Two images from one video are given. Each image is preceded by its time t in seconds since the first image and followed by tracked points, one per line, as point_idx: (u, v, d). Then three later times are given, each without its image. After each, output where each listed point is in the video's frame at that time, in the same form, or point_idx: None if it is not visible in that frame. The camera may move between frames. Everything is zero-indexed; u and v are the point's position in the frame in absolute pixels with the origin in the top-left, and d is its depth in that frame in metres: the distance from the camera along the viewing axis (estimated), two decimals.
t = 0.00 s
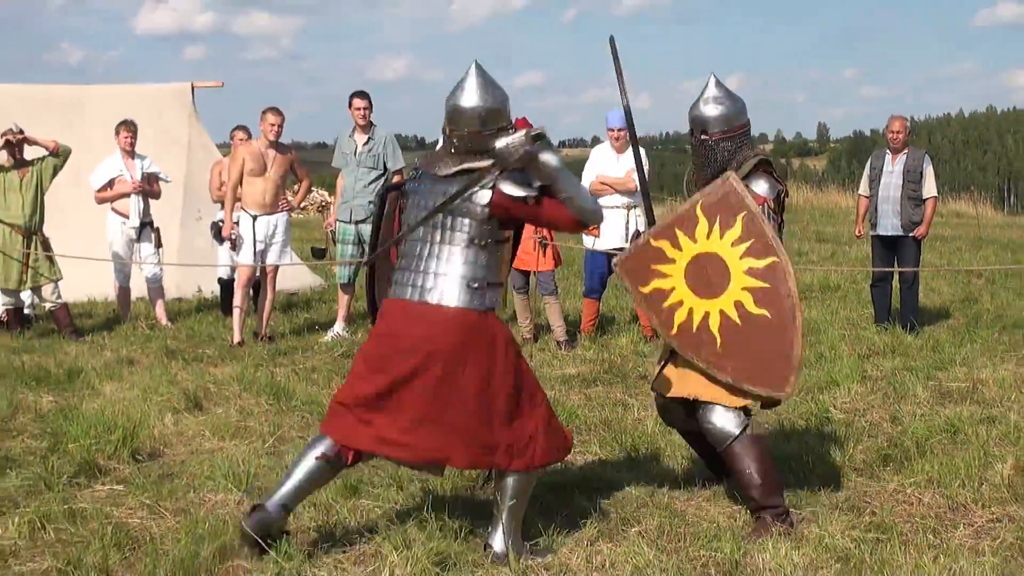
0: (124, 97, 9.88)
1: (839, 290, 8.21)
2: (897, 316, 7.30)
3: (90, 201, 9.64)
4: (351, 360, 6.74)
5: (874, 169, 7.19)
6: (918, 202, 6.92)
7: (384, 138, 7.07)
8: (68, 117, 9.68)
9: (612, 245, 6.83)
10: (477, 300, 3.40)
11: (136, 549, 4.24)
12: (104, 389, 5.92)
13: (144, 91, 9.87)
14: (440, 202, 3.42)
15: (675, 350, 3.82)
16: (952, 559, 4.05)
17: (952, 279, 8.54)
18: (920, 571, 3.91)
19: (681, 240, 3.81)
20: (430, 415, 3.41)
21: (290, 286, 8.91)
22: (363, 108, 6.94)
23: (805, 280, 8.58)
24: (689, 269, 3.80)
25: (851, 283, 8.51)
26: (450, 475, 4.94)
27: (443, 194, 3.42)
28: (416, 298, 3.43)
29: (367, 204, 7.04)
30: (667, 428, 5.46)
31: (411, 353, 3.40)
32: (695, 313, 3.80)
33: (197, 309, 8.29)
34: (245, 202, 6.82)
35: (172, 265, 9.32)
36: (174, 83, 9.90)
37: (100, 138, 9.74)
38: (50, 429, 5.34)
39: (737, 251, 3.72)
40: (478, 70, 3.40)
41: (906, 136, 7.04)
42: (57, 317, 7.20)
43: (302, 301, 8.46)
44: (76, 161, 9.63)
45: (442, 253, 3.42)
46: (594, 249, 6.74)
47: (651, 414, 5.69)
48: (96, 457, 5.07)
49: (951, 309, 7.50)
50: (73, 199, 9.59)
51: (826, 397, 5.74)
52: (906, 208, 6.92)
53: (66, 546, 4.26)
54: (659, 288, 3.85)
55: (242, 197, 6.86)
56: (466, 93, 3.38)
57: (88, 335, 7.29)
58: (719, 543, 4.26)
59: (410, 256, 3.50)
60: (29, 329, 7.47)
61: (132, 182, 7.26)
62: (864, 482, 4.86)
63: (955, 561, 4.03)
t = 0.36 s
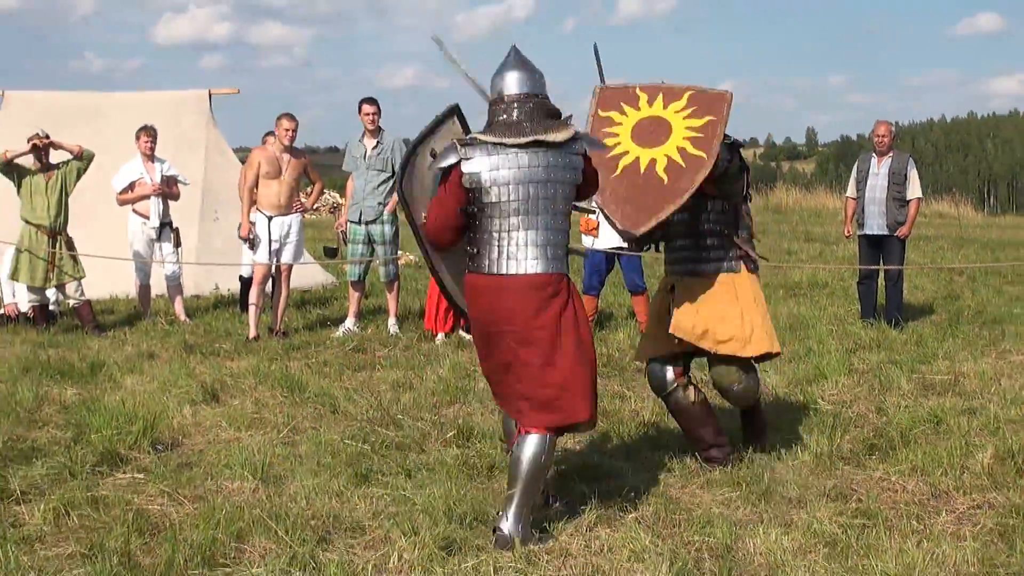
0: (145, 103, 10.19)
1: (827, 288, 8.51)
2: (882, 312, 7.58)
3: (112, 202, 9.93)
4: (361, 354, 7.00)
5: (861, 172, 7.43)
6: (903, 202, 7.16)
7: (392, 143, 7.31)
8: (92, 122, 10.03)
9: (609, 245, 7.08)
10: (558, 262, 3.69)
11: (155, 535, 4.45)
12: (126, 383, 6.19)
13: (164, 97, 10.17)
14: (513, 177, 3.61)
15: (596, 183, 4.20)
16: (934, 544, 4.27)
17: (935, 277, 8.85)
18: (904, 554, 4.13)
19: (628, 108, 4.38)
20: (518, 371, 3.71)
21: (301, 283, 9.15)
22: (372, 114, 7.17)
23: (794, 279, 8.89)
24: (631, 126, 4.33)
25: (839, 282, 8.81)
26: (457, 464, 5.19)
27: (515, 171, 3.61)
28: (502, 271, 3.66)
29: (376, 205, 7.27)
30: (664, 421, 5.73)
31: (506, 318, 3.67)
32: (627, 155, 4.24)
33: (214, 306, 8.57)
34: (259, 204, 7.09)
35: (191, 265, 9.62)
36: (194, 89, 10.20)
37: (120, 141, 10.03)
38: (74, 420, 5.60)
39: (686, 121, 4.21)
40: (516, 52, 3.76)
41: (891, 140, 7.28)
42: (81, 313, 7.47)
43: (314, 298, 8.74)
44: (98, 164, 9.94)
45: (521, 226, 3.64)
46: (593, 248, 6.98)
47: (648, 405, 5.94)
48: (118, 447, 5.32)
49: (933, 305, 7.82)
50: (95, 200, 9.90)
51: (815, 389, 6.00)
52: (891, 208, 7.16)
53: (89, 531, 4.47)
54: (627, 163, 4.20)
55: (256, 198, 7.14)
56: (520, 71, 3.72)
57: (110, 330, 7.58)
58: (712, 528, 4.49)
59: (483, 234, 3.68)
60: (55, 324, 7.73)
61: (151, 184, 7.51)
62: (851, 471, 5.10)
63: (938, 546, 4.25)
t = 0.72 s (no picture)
0: (156, 108, 10.44)
1: (811, 287, 8.84)
2: (865, 309, 7.86)
3: (123, 204, 10.14)
4: (365, 349, 7.24)
5: (843, 174, 7.67)
6: (884, 204, 7.41)
7: (395, 147, 7.55)
8: (105, 126, 10.28)
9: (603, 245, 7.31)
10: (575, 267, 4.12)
11: (169, 523, 4.67)
12: (139, 378, 6.44)
13: (175, 104, 10.44)
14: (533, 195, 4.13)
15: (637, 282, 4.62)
16: (914, 531, 4.48)
17: (917, 276, 9.16)
18: (885, 541, 4.33)
19: (646, 192, 4.61)
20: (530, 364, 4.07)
21: (306, 282, 9.37)
22: (375, 119, 7.39)
23: (780, 278, 9.20)
24: (653, 215, 4.63)
25: (824, 280, 9.12)
26: (457, 455, 5.42)
27: (539, 190, 4.13)
28: (522, 274, 4.09)
29: (380, 206, 7.50)
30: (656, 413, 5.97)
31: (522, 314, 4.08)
32: (656, 246, 4.65)
33: (223, 304, 8.81)
34: (268, 206, 7.31)
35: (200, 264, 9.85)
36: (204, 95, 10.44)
37: (132, 145, 10.24)
38: (90, 414, 5.83)
39: (701, 205, 4.73)
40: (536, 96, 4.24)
41: (873, 144, 7.53)
42: (94, 311, 7.70)
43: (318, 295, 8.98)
44: (110, 167, 10.18)
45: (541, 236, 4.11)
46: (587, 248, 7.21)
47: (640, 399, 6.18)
48: (132, 439, 5.55)
49: (915, 303, 8.11)
50: (106, 202, 10.12)
51: (800, 384, 6.26)
52: (873, 209, 7.42)
53: (105, 520, 4.69)
54: (656, 255, 4.66)
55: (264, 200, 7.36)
56: (540, 113, 4.22)
57: (122, 328, 7.82)
58: (702, 516, 4.72)
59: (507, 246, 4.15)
60: (68, 322, 7.97)
61: (163, 187, 7.73)
62: (835, 461, 5.33)
63: (917, 533, 4.46)
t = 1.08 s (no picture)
0: (149, 108, 10.43)
1: (801, 286, 8.89)
2: (854, 308, 7.89)
3: (114, 203, 10.14)
4: (356, 349, 7.24)
5: (834, 174, 7.69)
6: (873, 203, 7.42)
7: (386, 148, 7.55)
8: (96, 127, 10.28)
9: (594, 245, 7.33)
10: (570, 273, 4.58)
11: (159, 523, 4.67)
12: (130, 378, 6.43)
13: (167, 104, 10.43)
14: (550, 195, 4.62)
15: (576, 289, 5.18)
16: (904, 530, 4.48)
17: (906, 275, 9.22)
18: (874, 540, 4.34)
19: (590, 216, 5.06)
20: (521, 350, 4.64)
21: (297, 282, 9.37)
22: (365, 119, 7.40)
23: (770, 278, 9.25)
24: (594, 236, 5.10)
25: (813, 279, 9.18)
26: (448, 454, 5.43)
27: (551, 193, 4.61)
28: (522, 265, 4.57)
29: (371, 206, 7.51)
30: (645, 411, 5.99)
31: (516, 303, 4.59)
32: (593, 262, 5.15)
33: (214, 303, 8.81)
34: (258, 205, 7.32)
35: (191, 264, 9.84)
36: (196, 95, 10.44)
37: (124, 145, 10.24)
38: (80, 414, 5.83)
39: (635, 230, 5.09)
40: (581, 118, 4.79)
41: (863, 144, 7.54)
42: (85, 311, 7.70)
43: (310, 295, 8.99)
44: (102, 167, 10.17)
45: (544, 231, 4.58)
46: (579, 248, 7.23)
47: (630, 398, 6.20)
48: (122, 439, 5.55)
49: (903, 302, 8.16)
50: (98, 202, 10.12)
51: (790, 383, 6.29)
52: (862, 208, 7.42)
53: (95, 520, 4.69)
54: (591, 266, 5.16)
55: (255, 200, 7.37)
56: (581, 131, 4.74)
57: (114, 327, 7.81)
58: (693, 515, 4.72)
59: (514, 230, 4.66)
60: (59, 321, 7.96)
61: (154, 187, 7.73)
62: (824, 460, 5.34)
63: (907, 532, 4.46)
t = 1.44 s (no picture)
0: (140, 108, 10.41)
1: (792, 287, 8.91)
2: (845, 308, 7.91)
3: (106, 204, 10.13)
4: (348, 350, 7.24)
5: (824, 174, 7.69)
6: (864, 204, 7.45)
7: (378, 149, 7.55)
8: (88, 127, 10.27)
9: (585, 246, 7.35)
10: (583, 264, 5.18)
11: (150, 525, 4.67)
12: (121, 380, 6.42)
13: (159, 104, 10.41)
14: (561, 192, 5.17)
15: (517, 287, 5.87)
16: (895, 530, 4.49)
17: (897, 275, 9.26)
18: (865, 540, 4.35)
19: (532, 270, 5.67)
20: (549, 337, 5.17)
21: (289, 283, 9.36)
22: (355, 121, 7.39)
23: (762, 279, 9.28)
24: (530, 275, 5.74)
25: (804, 280, 9.21)
26: (440, 455, 5.43)
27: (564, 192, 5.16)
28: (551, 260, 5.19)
29: (363, 206, 7.51)
30: (636, 412, 6.00)
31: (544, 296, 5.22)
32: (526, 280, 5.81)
33: (206, 304, 8.80)
34: (249, 207, 7.32)
35: (183, 265, 9.83)
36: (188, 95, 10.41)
37: (116, 145, 10.23)
38: (71, 415, 5.82)
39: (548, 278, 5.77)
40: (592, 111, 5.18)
41: (853, 146, 7.58)
42: (77, 312, 7.69)
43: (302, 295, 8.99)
44: (94, 167, 10.16)
45: (558, 227, 5.18)
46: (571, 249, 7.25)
47: (621, 398, 6.22)
48: (114, 440, 5.54)
49: (894, 302, 8.19)
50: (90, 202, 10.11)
51: (781, 383, 6.31)
52: (853, 209, 7.44)
53: (86, 521, 4.69)
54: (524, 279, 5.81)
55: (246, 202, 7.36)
56: (590, 125, 5.20)
57: (105, 328, 7.81)
58: (684, 516, 4.72)
59: (537, 225, 5.27)
60: (51, 322, 7.95)
61: (145, 188, 7.72)
62: (815, 460, 5.36)
63: (898, 532, 4.47)
